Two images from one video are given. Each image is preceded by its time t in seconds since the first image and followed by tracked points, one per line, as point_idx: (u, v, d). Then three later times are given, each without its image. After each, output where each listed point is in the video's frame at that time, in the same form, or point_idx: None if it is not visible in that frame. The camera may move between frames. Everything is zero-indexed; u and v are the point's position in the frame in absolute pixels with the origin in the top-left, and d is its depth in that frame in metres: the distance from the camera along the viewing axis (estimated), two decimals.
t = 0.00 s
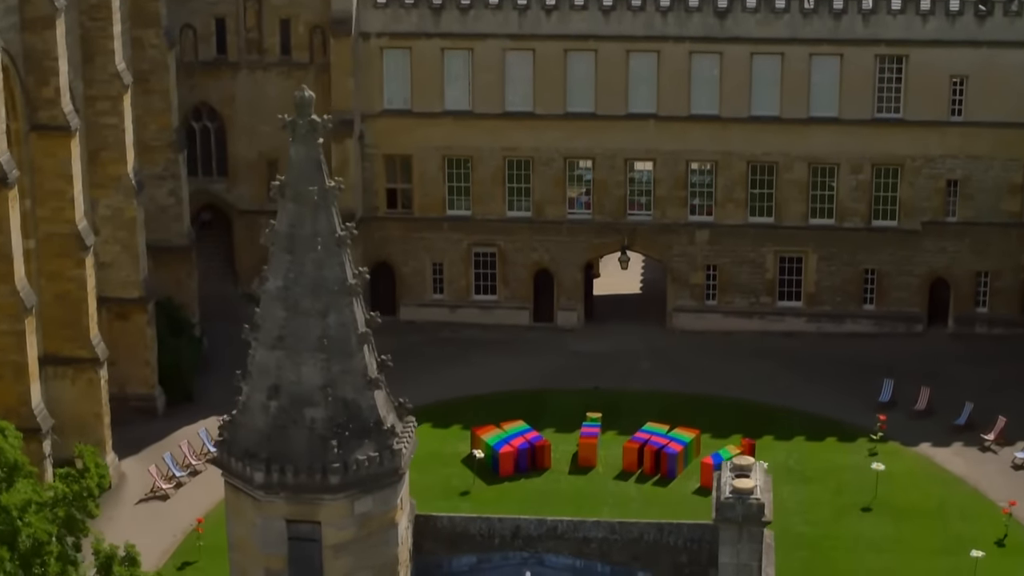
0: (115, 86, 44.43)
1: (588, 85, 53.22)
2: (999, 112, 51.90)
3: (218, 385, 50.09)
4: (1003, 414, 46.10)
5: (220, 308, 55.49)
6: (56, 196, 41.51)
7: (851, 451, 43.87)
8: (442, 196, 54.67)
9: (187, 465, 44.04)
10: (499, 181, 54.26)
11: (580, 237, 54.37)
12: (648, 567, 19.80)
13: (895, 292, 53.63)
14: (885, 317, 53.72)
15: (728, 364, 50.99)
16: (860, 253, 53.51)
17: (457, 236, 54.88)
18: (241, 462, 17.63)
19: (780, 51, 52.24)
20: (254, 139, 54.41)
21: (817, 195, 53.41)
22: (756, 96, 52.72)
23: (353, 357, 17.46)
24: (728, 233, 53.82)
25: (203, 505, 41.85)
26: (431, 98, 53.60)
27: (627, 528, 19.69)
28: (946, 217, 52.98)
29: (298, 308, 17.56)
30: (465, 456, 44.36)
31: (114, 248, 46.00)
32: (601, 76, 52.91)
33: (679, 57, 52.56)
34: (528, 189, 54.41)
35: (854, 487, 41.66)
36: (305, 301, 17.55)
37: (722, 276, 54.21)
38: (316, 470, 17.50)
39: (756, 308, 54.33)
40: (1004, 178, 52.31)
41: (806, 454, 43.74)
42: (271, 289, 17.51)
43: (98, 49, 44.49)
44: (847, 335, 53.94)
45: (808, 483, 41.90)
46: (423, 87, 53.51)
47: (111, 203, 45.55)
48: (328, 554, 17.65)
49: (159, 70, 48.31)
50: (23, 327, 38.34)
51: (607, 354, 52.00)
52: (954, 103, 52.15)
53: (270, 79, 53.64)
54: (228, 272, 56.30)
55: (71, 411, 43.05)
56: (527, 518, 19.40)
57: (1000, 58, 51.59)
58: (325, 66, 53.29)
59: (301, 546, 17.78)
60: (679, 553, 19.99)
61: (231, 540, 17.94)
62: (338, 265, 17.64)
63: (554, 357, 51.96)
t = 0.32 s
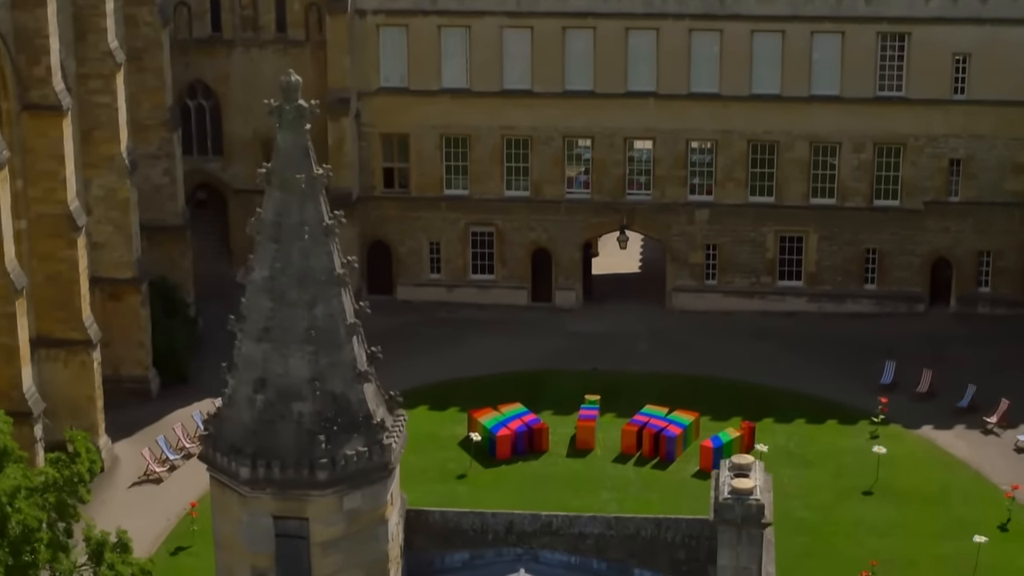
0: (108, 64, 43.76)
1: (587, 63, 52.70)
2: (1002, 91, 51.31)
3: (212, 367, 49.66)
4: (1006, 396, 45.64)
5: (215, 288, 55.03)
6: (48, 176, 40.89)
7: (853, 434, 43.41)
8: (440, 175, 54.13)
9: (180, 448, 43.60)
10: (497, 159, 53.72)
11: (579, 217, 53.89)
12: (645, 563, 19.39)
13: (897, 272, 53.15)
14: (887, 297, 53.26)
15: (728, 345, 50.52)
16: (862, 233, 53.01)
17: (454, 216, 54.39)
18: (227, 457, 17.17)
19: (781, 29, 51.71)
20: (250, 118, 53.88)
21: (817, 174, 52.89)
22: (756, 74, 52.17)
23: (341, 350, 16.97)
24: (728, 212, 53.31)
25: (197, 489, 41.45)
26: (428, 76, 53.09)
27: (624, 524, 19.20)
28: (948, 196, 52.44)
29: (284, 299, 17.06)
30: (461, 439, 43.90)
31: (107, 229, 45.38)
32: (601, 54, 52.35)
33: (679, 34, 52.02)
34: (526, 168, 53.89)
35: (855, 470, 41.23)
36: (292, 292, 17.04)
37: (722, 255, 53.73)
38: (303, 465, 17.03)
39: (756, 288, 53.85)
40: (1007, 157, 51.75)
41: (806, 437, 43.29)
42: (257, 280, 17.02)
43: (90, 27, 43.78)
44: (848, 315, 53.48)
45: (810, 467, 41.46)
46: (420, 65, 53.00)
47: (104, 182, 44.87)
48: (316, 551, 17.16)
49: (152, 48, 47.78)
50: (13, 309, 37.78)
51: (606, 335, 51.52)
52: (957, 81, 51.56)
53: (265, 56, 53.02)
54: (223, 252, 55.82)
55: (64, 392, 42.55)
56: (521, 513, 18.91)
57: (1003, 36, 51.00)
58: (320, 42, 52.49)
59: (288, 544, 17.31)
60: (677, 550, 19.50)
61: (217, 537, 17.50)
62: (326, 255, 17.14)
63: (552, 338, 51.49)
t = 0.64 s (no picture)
0: (100, 43, 43.16)
1: (586, 41, 52.15)
2: (1005, 69, 50.73)
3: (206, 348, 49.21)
4: (1009, 378, 45.20)
5: (211, 268, 54.56)
6: (39, 156, 40.26)
7: (854, 417, 42.96)
8: (437, 153, 53.60)
9: (174, 431, 43.20)
10: (494, 138, 53.16)
11: (577, 196, 53.37)
12: (641, 561, 19.04)
13: (898, 253, 52.67)
14: (889, 277, 52.77)
15: (728, 325, 50.08)
16: (863, 213, 52.50)
17: (451, 195, 53.89)
18: (212, 453, 16.71)
19: (782, 6, 51.18)
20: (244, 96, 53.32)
21: (818, 153, 52.30)
22: (757, 52, 51.63)
23: (329, 342, 16.49)
24: (727, 191, 52.79)
25: (191, 473, 41.05)
26: (425, 54, 52.53)
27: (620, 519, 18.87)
28: (951, 175, 51.93)
29: (270, 290, 16.55)
30: (458, 422, 43.45)
31: (100, 209, 44.80)
32: (600, 32, 51.79)
33: (679, 11, 51.48)
34: (524, 147, 53.37)
35: (856, 453, 40.81)
36: (278, 283, 16.55)
37: (722, 235, 53.24)
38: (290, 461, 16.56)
39: (757, 268, 53.38)
40: (1010, 136, 51.23)
41: (807, 419, 42.88)
42: (242, 271, 16.53)
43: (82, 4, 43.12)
44: (849, 296, 53.03)
45: (810, 450, 41.03)
46: (417, 43, 52.44)
47: (97, 162, 44.30)
48: (304, 550, 16.71)
49: (146, 26, 47.17)
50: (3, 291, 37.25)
51: (605, 316, 51.07)
52: (959, 59, 50.98)
53: (260, 35, 52.20)
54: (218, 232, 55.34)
55: (55, 375, 42.02)
56: (515, 508, 18.85)
57: (1007, 13, 50.42)
58: (316, 20, 51.85)
59: (276, 541, 16.89)
60: (674, 547, 19.08)
61: (202, 535, 17.06)
62: (313, 244, 16.65)
63: (550, 318, 51.03)
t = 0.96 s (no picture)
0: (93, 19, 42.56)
1: (585, 17, 51.52)
2: (1009, 46, 50.09)
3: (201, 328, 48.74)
4: (1012, 359, 44.76)
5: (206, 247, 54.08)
6: (31, 136, 39.60)
7: (855, 399, 42.53)
8: (434, 131, 53.07)
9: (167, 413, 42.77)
10: (493, 115, 52.60)
11: (576, 174, 52.85)
12: (638, 557, 18.87)
13: (901, 232, 52.18)
14: (890, 256, 52.30)
15: (728, 305, 49.61)
16: (865, 191, 52.00)
17: (448, 173, 53.38)
18: (197, 449, 16.25)
19: None
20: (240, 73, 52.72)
21: (819, 131, 51.78)
22: (758, 29, 50.99)
23: (316, 336, 16.02)
24: (728, 169, 52.27)
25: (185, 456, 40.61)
26: (422, 31, 52.02)
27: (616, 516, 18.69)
28: (953, 153, 51.42)
29: (256, 282, 16.07)
30: (455, 403, 43.03)
31: (93, 187, 44.13)
32: (599, 8, 51.15)
33: None
34: (522, 124, 52.79)
35: (858, 436, 40.37)
36: (265, 275, 16.06)
37: (722, 213, 52.75)
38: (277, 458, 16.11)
39: (757, 247, 52.89)
40: (1014, 114, 50.68)
41: (808, 401, 42.46)
42: (227, 262, 16.03)
43: None
44: (850, 275, 52.54)
45: (811, 433, 40.61)
46: (413, 19, 51.93)
47: (89, 140, 43.59)
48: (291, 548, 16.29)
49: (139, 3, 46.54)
50: None
51: (603, 295, 50.62)
52: (963, 36, 50.32)
53: (256, 10, 51.66)
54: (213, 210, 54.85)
55: (47, 356, 41.49)
56: (508, 505, 18.62)
57: None
58: None
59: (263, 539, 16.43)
60: (672, 543, 18.88)
61: (187, 533, 16.61)
62: (300, 235, 16.16)
63: (548, 298, 50.56)
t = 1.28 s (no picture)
0: None
1: None
2: (1012, 24, 49.51)
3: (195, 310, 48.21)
4: (1014, 342, 44.31)
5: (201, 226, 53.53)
6: (20, 116, 39.06)
7: (856, 381, 42.11)
8: (430, 110, 52.50)
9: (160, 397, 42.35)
10: (489, 94, 52.05)
11: (573, 153, 52.32)
12: (635, 558, 18.46)
13: (902, 211, 51.66)
14: (891, 236, 51.79)
15: (728, 286, 49.11)
16: (865, 171, 51.47)
17: (445, 151, 52.83)
18: (179, 449, 15.78)
19: None
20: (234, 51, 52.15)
21: (819, 110, 51.24)
22: (758, 7, 50.42)
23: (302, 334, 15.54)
24: (727, 149, 51.74)
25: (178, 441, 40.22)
26: (418, 9, 51.41)
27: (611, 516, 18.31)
28: (955, 133, 50.86)
29: (240, 278, 15.58)
30: (452, 385, 42.58)
31: (85, 168, 43.59)
32: None
33: None
34: (519, 103, 52.22)
35: (858, 419, 39.93)
36: (248, 270, 15.56)
37: (721, 193, 52.23)
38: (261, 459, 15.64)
39: (756, 227, 52.38)
40: (1016, 93, 50.12)
41: (808, 383, 42.03)
42: (209, 257, 15.52)
43: None
44: (851, 255, 52.03)
45: (811, 416, 40.18)
46: None
47: (81, 120, 43.05)
48: (277, 551, 15.84)
49: None
50: None
51: (601, 276, 50.12)
52: (965, 14, 49.74)
53: None
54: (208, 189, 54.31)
55: (38, 339, 41.00)
56: (501, 505, 18.36)
57: None
58: None
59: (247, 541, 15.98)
60: (669, 544, 18.44)
61: (169, 533, 16.16)
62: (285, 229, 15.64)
63: (546, 279, 50.06)
